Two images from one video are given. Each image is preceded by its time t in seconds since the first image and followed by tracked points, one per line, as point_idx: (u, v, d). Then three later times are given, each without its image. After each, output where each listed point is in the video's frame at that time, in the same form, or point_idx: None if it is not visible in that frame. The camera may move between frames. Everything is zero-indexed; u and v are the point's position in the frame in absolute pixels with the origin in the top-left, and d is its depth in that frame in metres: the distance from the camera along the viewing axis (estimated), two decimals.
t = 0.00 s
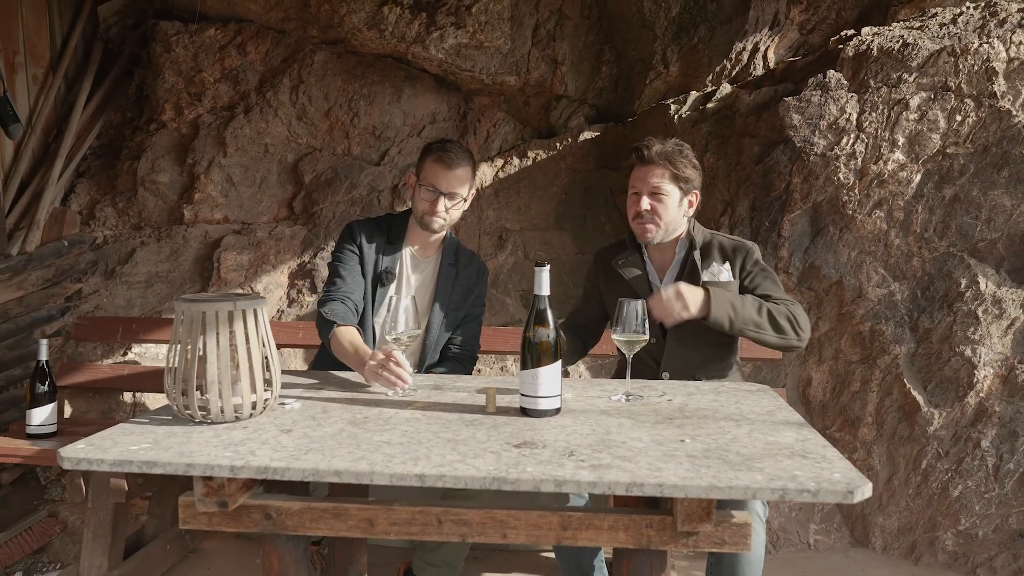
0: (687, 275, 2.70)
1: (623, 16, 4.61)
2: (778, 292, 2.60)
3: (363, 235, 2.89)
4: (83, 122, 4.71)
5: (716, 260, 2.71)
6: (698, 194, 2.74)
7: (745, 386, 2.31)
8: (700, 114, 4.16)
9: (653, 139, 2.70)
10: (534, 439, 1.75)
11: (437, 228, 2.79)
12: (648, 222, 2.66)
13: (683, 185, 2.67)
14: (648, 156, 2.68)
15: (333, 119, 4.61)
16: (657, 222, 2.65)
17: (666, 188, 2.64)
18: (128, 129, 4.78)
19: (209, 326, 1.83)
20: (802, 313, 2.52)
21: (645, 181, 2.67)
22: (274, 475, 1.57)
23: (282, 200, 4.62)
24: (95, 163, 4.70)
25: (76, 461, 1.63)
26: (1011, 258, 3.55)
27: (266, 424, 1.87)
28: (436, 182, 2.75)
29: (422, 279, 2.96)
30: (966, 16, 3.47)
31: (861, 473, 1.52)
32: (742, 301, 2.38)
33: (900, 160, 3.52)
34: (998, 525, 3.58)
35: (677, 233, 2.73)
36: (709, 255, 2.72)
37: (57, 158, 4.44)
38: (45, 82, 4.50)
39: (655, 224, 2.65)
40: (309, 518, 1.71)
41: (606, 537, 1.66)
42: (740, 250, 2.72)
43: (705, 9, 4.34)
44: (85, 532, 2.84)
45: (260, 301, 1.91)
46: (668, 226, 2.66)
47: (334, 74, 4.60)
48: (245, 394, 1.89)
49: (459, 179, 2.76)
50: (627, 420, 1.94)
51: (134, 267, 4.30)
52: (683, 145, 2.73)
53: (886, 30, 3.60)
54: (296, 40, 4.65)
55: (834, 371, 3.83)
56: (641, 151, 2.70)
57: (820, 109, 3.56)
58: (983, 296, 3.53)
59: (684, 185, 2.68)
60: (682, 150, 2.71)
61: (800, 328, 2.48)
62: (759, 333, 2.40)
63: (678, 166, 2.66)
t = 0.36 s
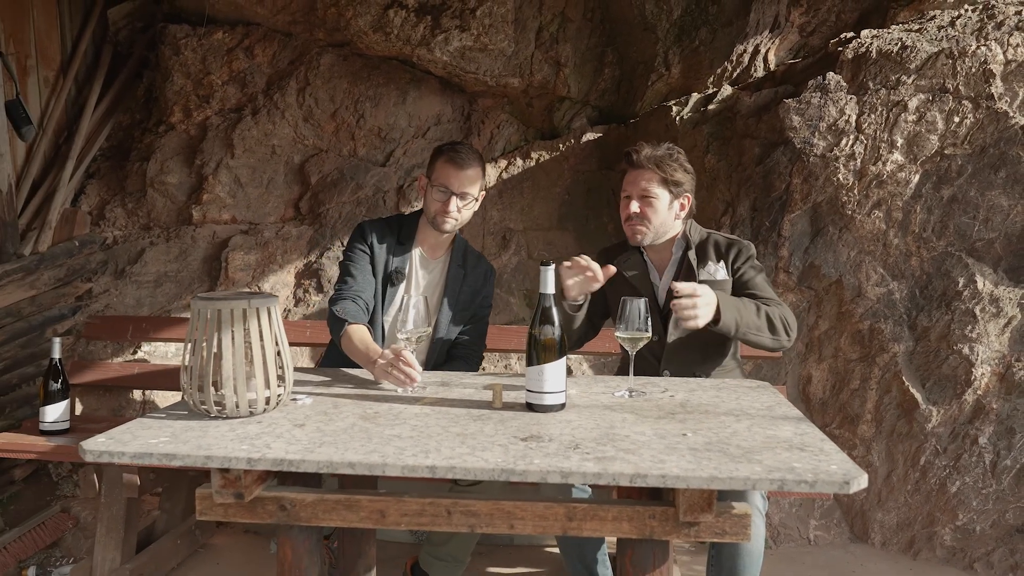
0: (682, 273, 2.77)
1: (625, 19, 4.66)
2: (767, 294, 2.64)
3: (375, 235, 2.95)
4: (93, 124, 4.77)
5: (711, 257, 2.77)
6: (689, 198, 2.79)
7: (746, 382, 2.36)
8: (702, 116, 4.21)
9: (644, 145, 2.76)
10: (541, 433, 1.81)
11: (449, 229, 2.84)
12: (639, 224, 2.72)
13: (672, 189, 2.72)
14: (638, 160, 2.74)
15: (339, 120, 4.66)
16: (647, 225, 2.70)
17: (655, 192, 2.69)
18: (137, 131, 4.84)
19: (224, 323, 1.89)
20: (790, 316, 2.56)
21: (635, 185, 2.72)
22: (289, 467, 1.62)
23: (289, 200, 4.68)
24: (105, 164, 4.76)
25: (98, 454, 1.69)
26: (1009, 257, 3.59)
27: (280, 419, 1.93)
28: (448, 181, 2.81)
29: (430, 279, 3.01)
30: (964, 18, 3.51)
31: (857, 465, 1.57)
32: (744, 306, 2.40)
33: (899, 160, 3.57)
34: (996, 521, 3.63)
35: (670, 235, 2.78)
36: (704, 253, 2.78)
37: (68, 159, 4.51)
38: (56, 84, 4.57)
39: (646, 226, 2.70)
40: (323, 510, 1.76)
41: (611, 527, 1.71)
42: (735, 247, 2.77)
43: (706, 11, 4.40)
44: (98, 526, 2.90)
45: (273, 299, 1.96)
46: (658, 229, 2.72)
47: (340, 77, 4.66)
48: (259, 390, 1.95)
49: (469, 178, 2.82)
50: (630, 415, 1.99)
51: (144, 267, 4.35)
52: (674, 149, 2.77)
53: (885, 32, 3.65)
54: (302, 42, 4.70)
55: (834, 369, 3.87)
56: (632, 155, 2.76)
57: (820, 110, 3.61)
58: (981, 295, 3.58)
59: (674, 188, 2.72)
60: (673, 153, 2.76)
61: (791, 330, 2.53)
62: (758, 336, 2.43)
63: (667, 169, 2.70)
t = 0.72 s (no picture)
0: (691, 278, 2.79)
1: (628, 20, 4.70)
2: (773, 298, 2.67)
3: (379, 236, 3.00)
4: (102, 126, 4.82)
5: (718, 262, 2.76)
6: (697, 202, 2.81)
7: (750, 380, 2.40)
8: (705, 117, 4.25)
9: (653, 148, 2.81)
10: (550, 430, 1.85)
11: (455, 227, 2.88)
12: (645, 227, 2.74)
13: (681, 193, 2.75)
14: (647, 164, 2.79)
15: (345, 122, 4.70)
16: (653, 228, 2.73)
17: (662, 195, 2.72)
18: (146, 133, 4.89)
19: (239, 323, 1.92)
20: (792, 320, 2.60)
21: (643, 188, 2.76)
22: (305, 463, 1.66)
23: (296, 201, 4.72)
24: (114, 166, 4.81)
25: (118, 450, 1.73)
26: (1009, 257, 3.62)
27: (294, 417, 1.97)
28: (455, 180, 2.84)
29: (435, 278, 3.05)
30: (965, 21, 3.54)
31: (860, 461, 1.61)
32: (749, 304, 2.44)
33: (900, 161, 3.61)
34: (996, 518, 3.65)
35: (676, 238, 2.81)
36: (711, 257, 2.80)
37: (78, 161, 4.55)
38: (66, 87, 4.62)
39: (650, 230, 2.74)
40: (337, 505, 1.80)
41: (619, 522, 1.75)
42: (740, 250, 2.80)
43: (709, 14, 4.46)
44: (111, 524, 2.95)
45: (287, 300, 2.00)
46: (662, 232, 2.75)
47: (346, 79, 4.70)
48: (273, 388, 1.98)
49: (477, 177, 2.86)
50: (637, 412, 2.03)
51: (152, 267, 4.40)
52: (683, 153, 2.82)
53: (887, 35, 3.69)
54: (309, 45, 4.75)
55: (836, 368, 3.90)
56: (642, 159, 2.80)
57: (822, 112, 3.66)
58: (982, 294, 3.61)
59: (682, 192, 2.75)
60: (683, 157, 2.80)
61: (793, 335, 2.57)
62: (761, 336, 2.47)
63: (675, 173, 2.74)
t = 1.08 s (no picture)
0: (694, 280, 2.86)
1: (626, 21, 4.74)
2: (787, 310, 2.78)
3: (353, 240, 3.09)
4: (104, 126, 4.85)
5: (724, 266, 2.84)
6: (691, 200, 2.80)
7: (746, 377, 2.45)
8: (702, 117, 4.30)
9: (648, 146, 2.88)
10: (550, 425, 1.89)
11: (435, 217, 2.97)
12: (636, 225, 2.86)
13: (668, 191, 2.78)
14: (638, 163, 2.88)
15: (345, 122, 4.73)
16: (639, 226, 2.84)
17: (647, 194, 2.80)
18: (148, 133, 4.92)
19: (244, 320, 1.96)
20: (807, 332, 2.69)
21: (633, 187, 2.86)
22: (311, 456, 1.70)
23: (296, 201, 4.76)
24: (116, 165, 4.85)
25: (128, 444, 1.76)
26: (1002, 256, 3.67)
27: (299, 412, 2.00)
28: (420, 174, 2.96)
29: (412, 270, 3.09)
30: (959, 22, 3.60)
31: (853, 453, 1.65)
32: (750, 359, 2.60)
33: (895, 161, 3.65)
34: (990, 513, 3.70)
35: (671, 236, 2.87)
36: (717, 260, 2.86)
37: (81, 160, 4.59)
38: (69, 87, 4.65)
39: (636, 227, 2.85)
40: (342, 498, 1.84)
41: (617, 515, 1.79)
42: (746, 254, 2.88)
43: (706, 15, 4.50)
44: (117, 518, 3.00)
45: (290, 297, 2.04)
46: (649, 230, 2.84)
47: (347, 79, 4.73)
48: (278, 383, 2.02)
49: (439, 168, 2.98)
50: (635, 408, 2.07)
51: (155, 266, 4.44)
52: (677, 151, 2.85)
53: (881, 36, 3.74)
54: (310, 46, 4.79)
55: (831, 366, 3.93)
56: (636, 157, 2.89)
57: (817, 112, 3.71)
58: (975, 292, 3.65)
59: (672, 191, 2.78)
60: (675, 154, 2.83)
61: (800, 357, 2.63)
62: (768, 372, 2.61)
63: (661, 172, 2.78)
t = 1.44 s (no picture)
0: (695, 275, 2.92)
1: (622, 22, 4.77)
2: (768, 327, 2.87)
3: (325, 249, 3.10)
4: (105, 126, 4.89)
5: (725, 264, 2.91)
6: (698, 198, 2.85)
7: (740, 373, 2.49)
8: (696, 117, 4.35)
9: (659, 142, 2.93)
10: (547, 418, 1.93)
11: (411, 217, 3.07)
12: (642, 219, 2.90)
13: (675, 188, 2.83)
14: (648, 158, 2.93)
15: (344, 122, 4.77)
16: (645, 221, 2.88)
17: (655, 190, 2.85)
18: (148, 133, 4.96)
19: (248, 316, 2.01)
20: (787, 352, 2.80)
21: (641, 182, 2.91)
22: (314, 449, 1.74)
23: (296, 200, 4.80)
24: (117, 165, 4.88)
25: (134, 438, 1.80)
26: (993, 254, 3.70)
27: (301, 407, 2.05)
28: (390, 178, 3.03)
29: (389, 267, 3.16)
30: (951, 23, 3.67)
31: (841, 445, 1.69)
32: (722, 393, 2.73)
33: (887, 160, 3.72)
34: (980, 507, 3.74)
35: (676, 232, 2.92)
36: (720, 258, 2.92)
37: (82, 160, 4.62)
38: (69, 88, 4.68)
39: (641, 222, 2.89)
40: (343, 490, 1.88)
41: (613, 506, 1.83)
42: (748, 254, 2.94)
43: (701, 16, 4.54)
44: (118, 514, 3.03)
45: (293, 294, 2.08)
46: (654, 225, 2.88)
47: (346, 80, 4.77)
48: (280, 378, 2.06)
49: (407, 170, 3.07)
50: (630, 402, 2.12)
51: (155, 265, 4.48)
52: (686, 147, 2.90)
53: (874, 37, 3.80)
54: (309, 46, 4.82)
55: (825, 363, 3.97)
56: (645, 152, 2.93)
57: (811, 113, 3.77)
58: (966, 290, 3.70)
59: (679, 188, 2.83)
60: (684, 151, 2.89)
61: (783, 370, 2.71)
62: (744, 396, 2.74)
63: (670, 169, 2.84)
